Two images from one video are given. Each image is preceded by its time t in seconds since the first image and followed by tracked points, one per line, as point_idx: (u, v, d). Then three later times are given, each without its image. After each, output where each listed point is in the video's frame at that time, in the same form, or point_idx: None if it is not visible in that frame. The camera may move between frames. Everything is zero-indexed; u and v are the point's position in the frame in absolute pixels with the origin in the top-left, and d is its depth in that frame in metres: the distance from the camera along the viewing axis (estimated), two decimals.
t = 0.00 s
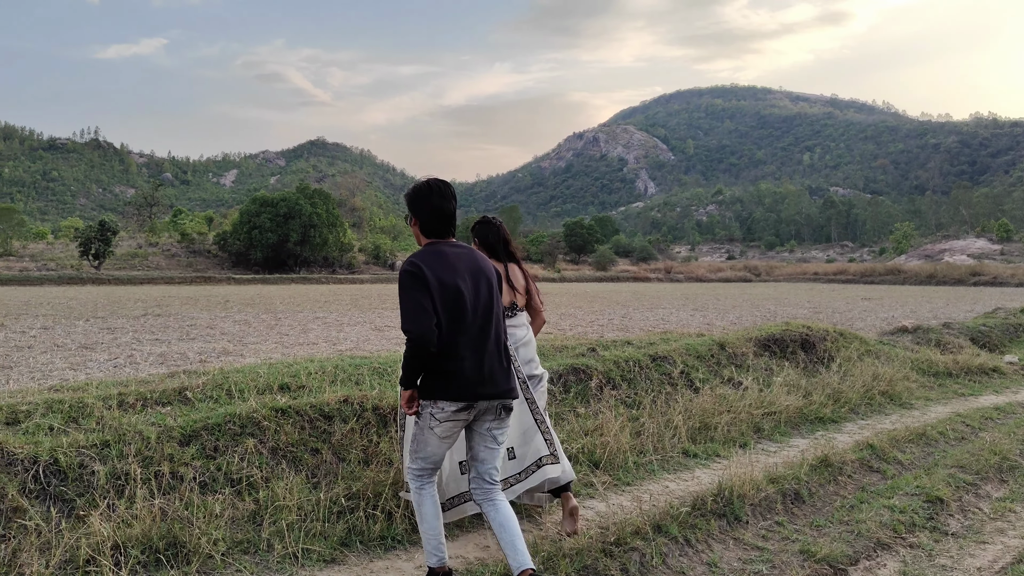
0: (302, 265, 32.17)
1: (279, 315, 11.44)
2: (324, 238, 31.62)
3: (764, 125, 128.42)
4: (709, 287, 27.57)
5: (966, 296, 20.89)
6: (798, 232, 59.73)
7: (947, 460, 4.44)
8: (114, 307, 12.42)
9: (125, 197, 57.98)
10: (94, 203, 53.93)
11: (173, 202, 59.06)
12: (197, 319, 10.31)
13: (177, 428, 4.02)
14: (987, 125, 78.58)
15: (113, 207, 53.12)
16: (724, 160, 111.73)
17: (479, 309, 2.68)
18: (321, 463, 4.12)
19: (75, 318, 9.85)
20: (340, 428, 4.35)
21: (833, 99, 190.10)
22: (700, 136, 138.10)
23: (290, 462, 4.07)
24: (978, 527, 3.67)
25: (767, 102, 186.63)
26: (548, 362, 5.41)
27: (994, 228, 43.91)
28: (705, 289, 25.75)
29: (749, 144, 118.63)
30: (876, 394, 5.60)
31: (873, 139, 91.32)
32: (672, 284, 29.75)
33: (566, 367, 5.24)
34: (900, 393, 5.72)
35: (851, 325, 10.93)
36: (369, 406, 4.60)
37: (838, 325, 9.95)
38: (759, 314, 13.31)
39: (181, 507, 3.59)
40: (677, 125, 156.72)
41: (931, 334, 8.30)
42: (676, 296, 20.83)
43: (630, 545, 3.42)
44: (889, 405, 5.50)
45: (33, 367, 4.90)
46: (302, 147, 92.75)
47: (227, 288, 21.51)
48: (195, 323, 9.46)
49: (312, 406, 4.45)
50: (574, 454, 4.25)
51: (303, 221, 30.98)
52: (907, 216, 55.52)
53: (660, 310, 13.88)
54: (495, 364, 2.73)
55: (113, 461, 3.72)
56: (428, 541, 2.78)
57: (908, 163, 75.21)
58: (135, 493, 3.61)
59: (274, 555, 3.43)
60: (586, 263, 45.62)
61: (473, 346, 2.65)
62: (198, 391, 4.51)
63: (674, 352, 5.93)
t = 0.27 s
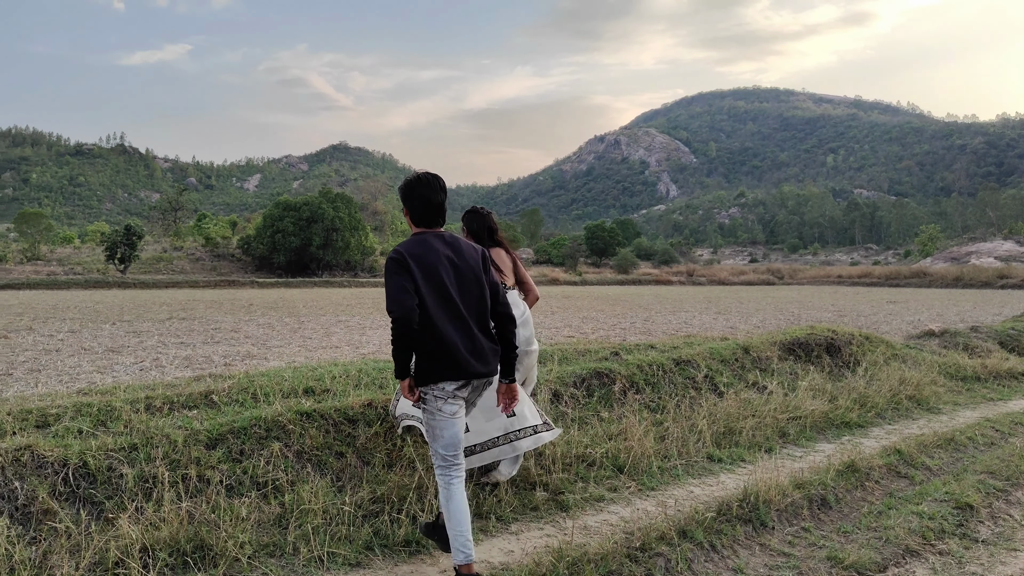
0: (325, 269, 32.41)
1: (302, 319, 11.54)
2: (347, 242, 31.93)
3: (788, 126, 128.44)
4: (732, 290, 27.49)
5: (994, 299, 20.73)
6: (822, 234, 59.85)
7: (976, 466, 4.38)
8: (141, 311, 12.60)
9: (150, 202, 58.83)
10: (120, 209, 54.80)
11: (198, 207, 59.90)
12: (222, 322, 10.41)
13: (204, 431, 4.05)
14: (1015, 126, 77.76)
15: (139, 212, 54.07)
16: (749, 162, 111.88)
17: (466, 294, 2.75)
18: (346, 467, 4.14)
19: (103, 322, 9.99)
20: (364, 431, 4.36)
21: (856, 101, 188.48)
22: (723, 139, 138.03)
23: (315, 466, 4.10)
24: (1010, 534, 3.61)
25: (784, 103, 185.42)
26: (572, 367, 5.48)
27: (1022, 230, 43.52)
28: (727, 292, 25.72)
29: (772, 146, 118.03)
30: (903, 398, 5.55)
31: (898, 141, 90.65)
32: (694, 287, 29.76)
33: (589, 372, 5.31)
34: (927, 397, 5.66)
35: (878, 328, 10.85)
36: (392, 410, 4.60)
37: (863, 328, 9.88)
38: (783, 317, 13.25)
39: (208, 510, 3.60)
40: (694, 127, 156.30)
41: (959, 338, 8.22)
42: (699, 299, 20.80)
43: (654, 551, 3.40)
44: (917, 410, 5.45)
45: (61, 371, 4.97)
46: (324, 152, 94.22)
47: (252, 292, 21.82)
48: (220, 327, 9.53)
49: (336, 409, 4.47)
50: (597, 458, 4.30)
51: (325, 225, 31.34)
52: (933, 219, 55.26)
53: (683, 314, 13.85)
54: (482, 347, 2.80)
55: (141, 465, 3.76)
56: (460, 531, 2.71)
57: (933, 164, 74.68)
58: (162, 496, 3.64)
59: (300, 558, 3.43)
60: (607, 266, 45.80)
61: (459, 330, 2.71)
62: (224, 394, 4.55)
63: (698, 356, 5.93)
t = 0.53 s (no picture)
0: (346, 274, 32.56)
1: (324, 323, 11.61)
2: (367, 247, 32.16)
3: (809, 129, 128.29)
4: (754, 294, 27.29)
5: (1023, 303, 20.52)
6: (844, 237, 59.82)
7: (1006, 472, 4.31)
8: (165, 316, 12.74)
9: (173, 208, 59.39)
10: (144, 214, 55.39)
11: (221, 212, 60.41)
12: (245, 327, 10.48)
13: (229, 435, 4.08)
14: None
15: (162, 218, 54.85)
16: (767, 165, 111.19)
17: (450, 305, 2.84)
18: (370, 470, 4.14)
19: (127, 326, 10.07)
20: (387, 436, 4.37)
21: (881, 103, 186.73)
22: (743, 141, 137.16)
23: (339, 469, 4.11)
24: None
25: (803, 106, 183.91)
26: (595, 372, 5.50)
27: None
28: (748, 295, 25.61)
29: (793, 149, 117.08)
30: (929, 403, 5.51)
31: (921, 142, 90.02)
32: (715, 291, 29.70)
33: (612, 377, 5.33)
34: (954, 402, 5.61)
35: (903, 332, 10.77)
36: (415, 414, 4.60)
37: (888, 332, 9.80)
38: (807, 321, 13.18)
39: (234, 514, 3.61)
40: (710, 129, 155.55)
41: (987, 343, 8.14)
42: (721, 303, 20.67)
43: (678, 556, 3.37)
44: (944, 414, 5.40)
45: (88, 376, 5.06)
46: (346, 158, 95.43)
47: (276, 296, 22.06)
48: (242, 331, 9.58)
49: (360, 414, 4.49)
50: (620, 463, 4.31)
51: (346, 230, 31.57)
52: (957, 220, 54.79)
53: (704, 318, 13.77)
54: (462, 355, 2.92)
55: (167, 468, 3.78)
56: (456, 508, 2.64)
57: (957, 166, 74.25)
58: (188, 499, 3.65)
59: (324, 561, 3.41)
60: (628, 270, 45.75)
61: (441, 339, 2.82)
62: (249, 398, 4.59)
63: (721, 361, 5.91)
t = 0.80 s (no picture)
0: (365, 278, 32.68)
1: (343, 328, 11.63)
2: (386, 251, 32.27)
3: (829, 131, 127.60)
4: (776, 297, 27.12)
5: None
6: (866, 240, 59.49)
7: None
8: (186, 321, 12.81)
9: (195, 213, 59.81)
10: (166, 219, 55.83)
11: (242, 217, 60.80)
12: (266, 331, 10.56)
13: (253, 439, 4.10)
14: None
15: (184, 222, 55.42)
16: (788, 168, 110.28)
17: (444, 280, 3.36)
18: (391, 475, 4.14)
19: (150, 331, 10.16)
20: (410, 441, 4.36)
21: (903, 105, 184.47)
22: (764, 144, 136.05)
23: (361, 474, 4.11)
24: None
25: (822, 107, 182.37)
26: (617, 376, 5.50)
27: None
28: (769, 299, 25.41)
29: (814, 151, 115.95)
30: (956, 407, 5.46)
31: (945, 144, 88.99)
32: (735, 295, 29.55)
33: (634, 382, 5.33)
34: (981, 406, 5.57)
35: (927, 335, 10.67)
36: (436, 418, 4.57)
37: (911, 335, 9.73)
38: (830, 324, 13.07)
39: (258, 517, 3.62)
40: (727, 131, 154.85)
41: (1014, 346, 8.05)
42: (741, 306, 20.58)
43: (702, 561, 3.33)
44: (971, 419, 5.35)
45: (112, 381, 5.14)
46: (365, 163, 96.09)
47: (297, 301, 22.17)
48: (264, 336, 9.64)
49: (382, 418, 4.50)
50: (643, 468, 4.29)
51: (366, 235, 31.66)
52: (982, 222, 54.14)
53: (725, 321, 13.69)
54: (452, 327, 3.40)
55: (192, 472, 3.80)
56: (386, 424, 3.39)
57: (981, 167, 73.48)
58: (212, 503, 3.66)
59: (347, 564, 3.38)
60: (647, 273, 45.64)
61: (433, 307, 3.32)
62: (272, 403, 4.62)
63: (743, 365, 5.88)
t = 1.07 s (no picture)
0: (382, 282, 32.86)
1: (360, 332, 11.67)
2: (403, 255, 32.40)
3: (847, 133, 126.64)
4: (795, 300, 26.96)
5: None
6: (885, 243, 59.04)
7: None
8: (206, 324, 12.93)
9: (214, 217, 60.20)
10: (185, 224, 56.25)
11: (260, 221, 61.20)
12: (284, 335, 10.63)
13: (273, 442, 4.13)
14: None
15: (203, 227, 56.01)
16: (807, 170, 109.31)
17: (430, 286, 3.51)
18: (410, 478, 4.13)
19: (170, 334, 10.26)
20: (427, 444, 4.35)
21: (922, 105, 182.25)
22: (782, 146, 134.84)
23: (380, 477, 4.11)
24: None
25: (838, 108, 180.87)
26: (635, 379, 5.50)
27: None
28: (787, 303, 25.23)
29: (833, 152, 114.89)
30: (978, 411, 5.42)
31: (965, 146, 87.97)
32: (753, 298, 29.46)
33: (652, 385, 5.32)
34: (1004, 411, 5.51)
35: (948, 339, 10.57)
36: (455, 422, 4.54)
37: (932, 338, 9.64)
38: (847, 328, 12.99)
39: (278, 520, 3.63)
40: (744, 134, 153.99)
41: None
42: (759, 309, 20.50)
43: (722, 566, 3.31)
44: (994, 423, 5.31)
45: (133, 384, 5.21)
46: (382, 167, 96.78)
47: (315, 304, 22.32)
48: (282, 339, 9.71)
49: (401, 421, 4.50)
50: (661, 471, 4.28)
51: (383, 239, 31.74)
52: (1003, 225, 53.45)
53: (743, 324, 13.63)
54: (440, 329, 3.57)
55: (213, 474, 3.83)
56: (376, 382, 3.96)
57: (1002, 169, 72.52)
58: (233, 506, 3.68)
59: (366, 568, 3.36)
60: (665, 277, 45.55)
61: (421, 313, 3.48)
62: (292, 406, 4.65)
63: (763, 368, 5.87)
